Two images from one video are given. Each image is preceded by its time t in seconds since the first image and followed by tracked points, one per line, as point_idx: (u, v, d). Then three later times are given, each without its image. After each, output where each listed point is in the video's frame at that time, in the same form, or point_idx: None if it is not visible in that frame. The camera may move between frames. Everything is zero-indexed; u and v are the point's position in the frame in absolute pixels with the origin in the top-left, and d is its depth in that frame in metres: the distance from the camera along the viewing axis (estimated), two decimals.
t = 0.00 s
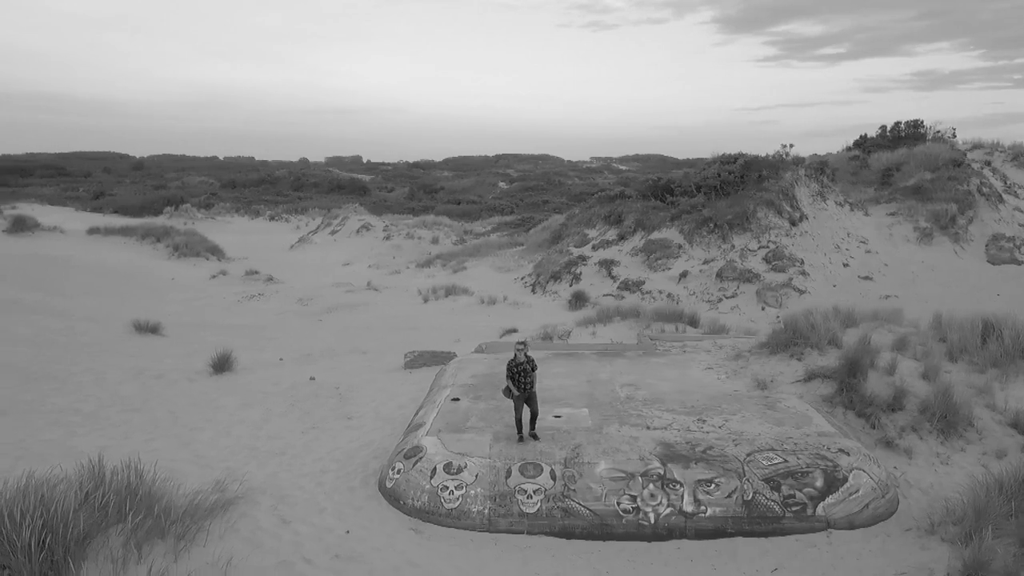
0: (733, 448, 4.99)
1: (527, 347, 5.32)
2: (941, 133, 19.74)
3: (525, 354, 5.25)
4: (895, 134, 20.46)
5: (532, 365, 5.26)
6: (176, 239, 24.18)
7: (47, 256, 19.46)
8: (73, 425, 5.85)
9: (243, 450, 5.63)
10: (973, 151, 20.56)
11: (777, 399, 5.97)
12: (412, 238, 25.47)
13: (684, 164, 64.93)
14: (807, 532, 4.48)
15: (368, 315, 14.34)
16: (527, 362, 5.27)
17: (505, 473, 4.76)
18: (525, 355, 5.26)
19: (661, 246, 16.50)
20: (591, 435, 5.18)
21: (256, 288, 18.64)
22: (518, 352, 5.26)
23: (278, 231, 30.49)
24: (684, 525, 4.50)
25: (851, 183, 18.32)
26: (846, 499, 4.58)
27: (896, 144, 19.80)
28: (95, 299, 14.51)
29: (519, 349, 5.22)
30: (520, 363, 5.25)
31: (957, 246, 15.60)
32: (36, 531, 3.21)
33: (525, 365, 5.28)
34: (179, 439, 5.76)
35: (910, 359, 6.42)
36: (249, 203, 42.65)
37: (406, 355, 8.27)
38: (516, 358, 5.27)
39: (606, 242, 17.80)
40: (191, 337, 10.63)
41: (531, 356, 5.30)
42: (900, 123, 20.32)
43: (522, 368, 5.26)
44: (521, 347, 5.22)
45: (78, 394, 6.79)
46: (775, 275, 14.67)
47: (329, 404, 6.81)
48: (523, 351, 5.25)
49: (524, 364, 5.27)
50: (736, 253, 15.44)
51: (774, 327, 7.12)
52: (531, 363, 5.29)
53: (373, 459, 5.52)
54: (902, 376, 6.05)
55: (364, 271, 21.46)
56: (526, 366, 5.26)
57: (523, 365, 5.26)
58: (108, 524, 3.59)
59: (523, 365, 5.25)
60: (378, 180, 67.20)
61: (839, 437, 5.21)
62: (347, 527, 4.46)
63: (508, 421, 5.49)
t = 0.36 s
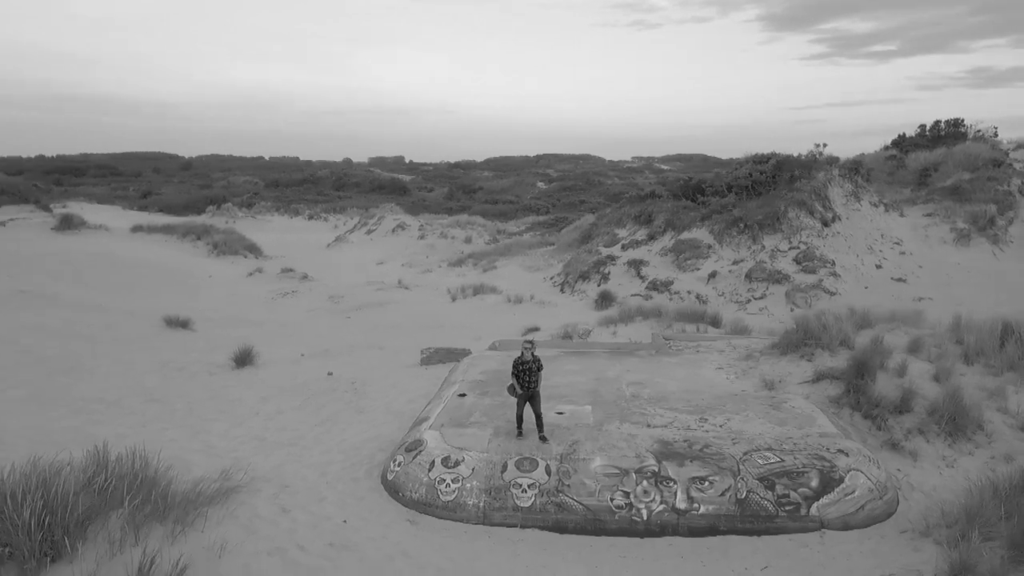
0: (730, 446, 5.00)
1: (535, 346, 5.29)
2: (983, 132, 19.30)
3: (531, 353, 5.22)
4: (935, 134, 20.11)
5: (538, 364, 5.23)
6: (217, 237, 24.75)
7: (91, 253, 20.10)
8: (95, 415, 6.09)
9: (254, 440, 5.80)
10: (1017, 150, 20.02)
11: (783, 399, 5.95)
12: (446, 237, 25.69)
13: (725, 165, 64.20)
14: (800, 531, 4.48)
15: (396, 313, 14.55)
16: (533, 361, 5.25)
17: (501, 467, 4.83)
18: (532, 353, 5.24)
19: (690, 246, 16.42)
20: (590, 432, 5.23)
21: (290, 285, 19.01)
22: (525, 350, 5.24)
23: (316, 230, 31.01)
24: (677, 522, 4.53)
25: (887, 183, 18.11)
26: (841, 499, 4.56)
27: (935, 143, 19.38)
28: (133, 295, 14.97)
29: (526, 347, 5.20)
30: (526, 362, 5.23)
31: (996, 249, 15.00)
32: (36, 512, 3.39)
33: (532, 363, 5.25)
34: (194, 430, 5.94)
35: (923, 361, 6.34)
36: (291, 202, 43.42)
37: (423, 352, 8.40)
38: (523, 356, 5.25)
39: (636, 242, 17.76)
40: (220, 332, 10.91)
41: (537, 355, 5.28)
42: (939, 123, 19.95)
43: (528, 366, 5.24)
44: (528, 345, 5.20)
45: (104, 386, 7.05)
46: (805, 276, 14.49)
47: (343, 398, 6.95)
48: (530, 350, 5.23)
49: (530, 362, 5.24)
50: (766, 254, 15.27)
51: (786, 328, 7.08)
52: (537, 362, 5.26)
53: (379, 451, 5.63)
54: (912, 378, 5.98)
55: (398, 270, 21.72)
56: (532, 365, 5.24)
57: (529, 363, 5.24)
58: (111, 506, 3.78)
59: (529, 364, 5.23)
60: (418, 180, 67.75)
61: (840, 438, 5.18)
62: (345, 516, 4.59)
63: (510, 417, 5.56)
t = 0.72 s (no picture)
0: (727, 445, 5.01)
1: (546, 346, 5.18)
2: None
3: (540, 352, 5.11)
4: (976, 134, 19.67)
5: (547, 365, 5.12)
6: (255, 236, 25.23)
7: (133, 251, 20.68)
8: (116, 405, 6.31)
9: (265, 433, 5.96)
10: None
11: (789, 399, 5.93)
12: (479, 237, 25.84)
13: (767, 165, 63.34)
14: (792, 531, 4.47)
15: (424, 311, 14.71)
16: (542, 361, 5.14)
17: (497, 462, 4.91)
18: (541, 353, 5.12)
19: (720, 246, 16.30)
20: (589, 429, 5.28)
21: (323, 283, 19.33)
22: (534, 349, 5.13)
23: (353, 229, 31.42)
24: (669, 518, 4.56)
25: (925, 184, 17.76)
26: (835, 500, 4.55)
27: (975, 142, 18.95)
28: (169, 291, 15.38)
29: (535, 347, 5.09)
30: (534, 361, 5.12)
31: None
32: (40, 493, 3.56)
33: (540, 362, 5.14)
34: (208, 421, 6.12)
35: (936, 363, 6.25)
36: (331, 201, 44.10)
37: (439, 348, 8.51)
38: (531, 355, 5.15)
39: (665, 242, 17.68)
40: (248, 328, 11.17)
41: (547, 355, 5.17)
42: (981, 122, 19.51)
43: (536, 365, 5.13)
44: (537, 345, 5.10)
45: (128, 378, 7.29)
46: (836, 277, 14.28)
47: (356, 393, 7.09)
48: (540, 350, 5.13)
49: (539, 362, 5.13)
50: (797, 255, 15.09)
51: (799, 328, 7.03)
52: (546, 362, 5.15)
53: (385, 445, 5.74)
54: (922, 380, 5.91)
55: (429, 269, 21.93)
56: (541, 365, 5.12)
57: (538, 363, 5.13)
58: (113, 491, 3.95)
59: (537, 363, 5.11)
60: (457, 180, 68.15)
61: (842, 439, 5.16)
62: (344, 507, 4.70)
63: (513, 413, 5.63)
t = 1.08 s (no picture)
0: (722, 444, 5.02)
1: (546, 343, 5.12)
2: None
3: (540, 349, 5.05)
4: (1015, 133, 19.21)
5: (546, 362, 5.07)
6: (288, 235, 25.65)
7: (170, 249, 21.18)
8: (133, 395, 6.52)
9: (274, 425, 6.11)
10: None
11: (792, 399, 5.91)
12: (510, 236, 25.95)
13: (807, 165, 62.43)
14: (783, 529, 4.47)
15: (448, 310, 14.84)
16: (542, 358, 5.08)
17: (492, 456, 4.99)
18: (541, 350, 5.07)
19: (747, 247, 16.16)
20: (586, 426, 5.33)
21: (352, 281, 19.59)
22: (534, 345, 5.08)
23: (386, 228, 31.75)
24: (659, 515, 4.59)
25: (960, 185, 17.39)
26: (826, 499, 4.53)
27: (1014, 142, 18.52)
28: (201, 288, 15.73)
29: (534, 343, 5.04)
30: (533, 358, 5.07)
31: None
32: (42, 478, 3.74)
33: (540, 359, 5.09)
34: (220, 413, 6.29)
35: (946, 365, 6.16)
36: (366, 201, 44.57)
37: (452, 346, 8.60)
38: (531, 351, 5.10)
39: (692, 242, 17.57)
40: (272, 324, 11.40)
41: (547, 353, 5.11)
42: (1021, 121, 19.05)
43: (535, 362, 5.08)
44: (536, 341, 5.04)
45: (148, 371, 7.51)
46: (864, 278, 14.06)
47: (367, 388, 7.22)
48: (540, 347, 5.07)
49: (538, 359, 5.08)
50: (825, 256, 14.89)
51: (809, 329, 6.99)
52: (546, 359, 5.10)
53: (388, 439, 5.85)
54: (928, 382, 5.84)
55: (459, 268, 22.08)
56: (540, 362, 5.07)
57: (537, 360, 5.07)
58: (113, 478, 4.12)
59: (536, 360, 5.06)
60: (494, 180, 68.42)
61: (840, 439, 5.14)
62: (341, 497, 4.82)
63: (513, 409, 5.69)
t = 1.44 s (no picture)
0: (716, 442, 5.02)
1: (541, 340, 5.19)
2: None
3: (535, 346, 5.12)
4: None
5: (540, 359, 5.13)
6: (321, 233, 26.02)
7: (205, 247, 21.64)
8: (149, 388, 6.73)
9: (282, 418, 6.25)
10: None
11: (794, 400, 5.88)
12: (539, 236, 26.01)
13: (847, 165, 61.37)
14: (771, 528, 4.47)
15: (472, 308, 14.96)
16: (536, 354, 5.15)
17: (486, 451, 5.06)
18: (535, 346, 5.14)
19: (774, 247, 16.00)
20: (582, 422, 5.37)
21: (381, 280, 19.82)
22: (529, 342, 5.15)
23: (418, 227, 32.02)
24: (649, 512, 4.62)
25: (997, 183, 16.92)
26: (816, 499, 4.52)
27: None
28: (231, 286, 16.07)
29: (529, 339, 5.11)
30: (528, 355, 5.14)
31: None
32: (43, 464, 3.91)
33: (534, 356, 5.16)
34: (231, 405, 6.46)
35: (954, 367, 6.07)
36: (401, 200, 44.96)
37: (465, 343, 8.69)
38: (525, 348, 5.17)
39: (719, 242, 17.44)
40: (295, 321, 11.62)
41: (542, 349, 5.18)
42: None
43: (530, 359, 5.15)
44: (530, 338, 5.11)
45: (168, 364, 7.74)
46: (893, 280, 13.83)
47: (376, 384, 7.34)
48: (534, 344, 5.14)
49: (533, 355, 5.14)
50: (853, 257, 14.69)
51: (818, 329, 6.93)
52: (540, 356, 5.17)
53: (391, 433, 5.96)
54: (933, 384, 5.77)
55: (487, 267, 22.18)
56: (535, 358, 5.14)
57: (531, 357, 5.14)
58: (114, 466, 4.28)
59: (530, 357, 5.13)
60: (529, 180, 68.47)
61: (837, 439, 5.11)
62: (337, 488, 4.93)
63: (513, 405, 5.75)
